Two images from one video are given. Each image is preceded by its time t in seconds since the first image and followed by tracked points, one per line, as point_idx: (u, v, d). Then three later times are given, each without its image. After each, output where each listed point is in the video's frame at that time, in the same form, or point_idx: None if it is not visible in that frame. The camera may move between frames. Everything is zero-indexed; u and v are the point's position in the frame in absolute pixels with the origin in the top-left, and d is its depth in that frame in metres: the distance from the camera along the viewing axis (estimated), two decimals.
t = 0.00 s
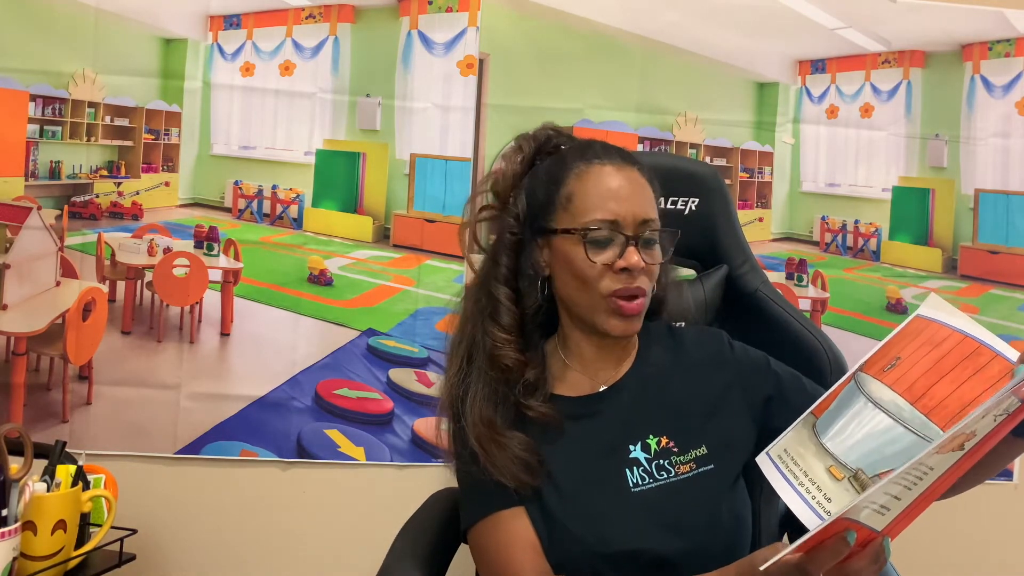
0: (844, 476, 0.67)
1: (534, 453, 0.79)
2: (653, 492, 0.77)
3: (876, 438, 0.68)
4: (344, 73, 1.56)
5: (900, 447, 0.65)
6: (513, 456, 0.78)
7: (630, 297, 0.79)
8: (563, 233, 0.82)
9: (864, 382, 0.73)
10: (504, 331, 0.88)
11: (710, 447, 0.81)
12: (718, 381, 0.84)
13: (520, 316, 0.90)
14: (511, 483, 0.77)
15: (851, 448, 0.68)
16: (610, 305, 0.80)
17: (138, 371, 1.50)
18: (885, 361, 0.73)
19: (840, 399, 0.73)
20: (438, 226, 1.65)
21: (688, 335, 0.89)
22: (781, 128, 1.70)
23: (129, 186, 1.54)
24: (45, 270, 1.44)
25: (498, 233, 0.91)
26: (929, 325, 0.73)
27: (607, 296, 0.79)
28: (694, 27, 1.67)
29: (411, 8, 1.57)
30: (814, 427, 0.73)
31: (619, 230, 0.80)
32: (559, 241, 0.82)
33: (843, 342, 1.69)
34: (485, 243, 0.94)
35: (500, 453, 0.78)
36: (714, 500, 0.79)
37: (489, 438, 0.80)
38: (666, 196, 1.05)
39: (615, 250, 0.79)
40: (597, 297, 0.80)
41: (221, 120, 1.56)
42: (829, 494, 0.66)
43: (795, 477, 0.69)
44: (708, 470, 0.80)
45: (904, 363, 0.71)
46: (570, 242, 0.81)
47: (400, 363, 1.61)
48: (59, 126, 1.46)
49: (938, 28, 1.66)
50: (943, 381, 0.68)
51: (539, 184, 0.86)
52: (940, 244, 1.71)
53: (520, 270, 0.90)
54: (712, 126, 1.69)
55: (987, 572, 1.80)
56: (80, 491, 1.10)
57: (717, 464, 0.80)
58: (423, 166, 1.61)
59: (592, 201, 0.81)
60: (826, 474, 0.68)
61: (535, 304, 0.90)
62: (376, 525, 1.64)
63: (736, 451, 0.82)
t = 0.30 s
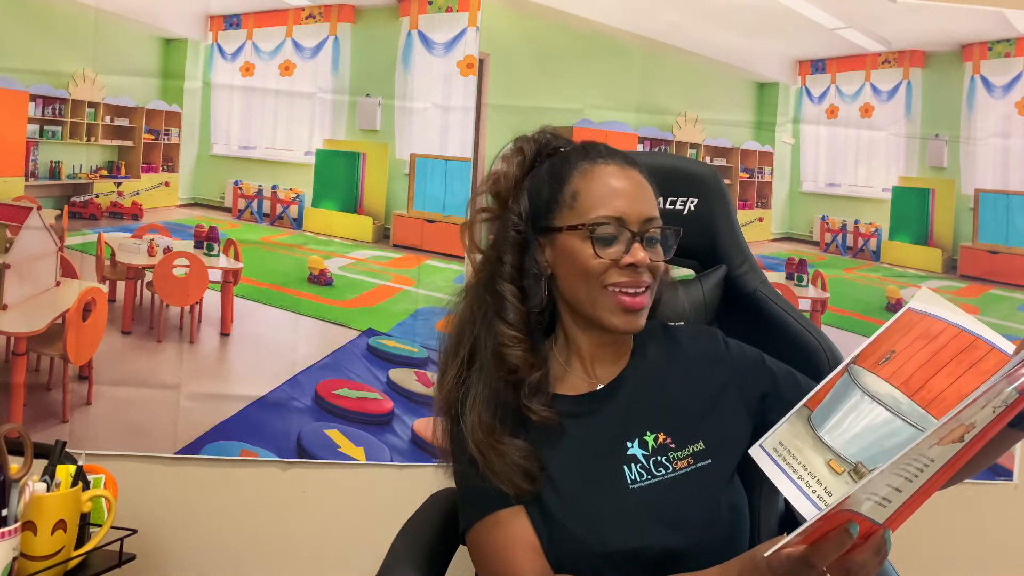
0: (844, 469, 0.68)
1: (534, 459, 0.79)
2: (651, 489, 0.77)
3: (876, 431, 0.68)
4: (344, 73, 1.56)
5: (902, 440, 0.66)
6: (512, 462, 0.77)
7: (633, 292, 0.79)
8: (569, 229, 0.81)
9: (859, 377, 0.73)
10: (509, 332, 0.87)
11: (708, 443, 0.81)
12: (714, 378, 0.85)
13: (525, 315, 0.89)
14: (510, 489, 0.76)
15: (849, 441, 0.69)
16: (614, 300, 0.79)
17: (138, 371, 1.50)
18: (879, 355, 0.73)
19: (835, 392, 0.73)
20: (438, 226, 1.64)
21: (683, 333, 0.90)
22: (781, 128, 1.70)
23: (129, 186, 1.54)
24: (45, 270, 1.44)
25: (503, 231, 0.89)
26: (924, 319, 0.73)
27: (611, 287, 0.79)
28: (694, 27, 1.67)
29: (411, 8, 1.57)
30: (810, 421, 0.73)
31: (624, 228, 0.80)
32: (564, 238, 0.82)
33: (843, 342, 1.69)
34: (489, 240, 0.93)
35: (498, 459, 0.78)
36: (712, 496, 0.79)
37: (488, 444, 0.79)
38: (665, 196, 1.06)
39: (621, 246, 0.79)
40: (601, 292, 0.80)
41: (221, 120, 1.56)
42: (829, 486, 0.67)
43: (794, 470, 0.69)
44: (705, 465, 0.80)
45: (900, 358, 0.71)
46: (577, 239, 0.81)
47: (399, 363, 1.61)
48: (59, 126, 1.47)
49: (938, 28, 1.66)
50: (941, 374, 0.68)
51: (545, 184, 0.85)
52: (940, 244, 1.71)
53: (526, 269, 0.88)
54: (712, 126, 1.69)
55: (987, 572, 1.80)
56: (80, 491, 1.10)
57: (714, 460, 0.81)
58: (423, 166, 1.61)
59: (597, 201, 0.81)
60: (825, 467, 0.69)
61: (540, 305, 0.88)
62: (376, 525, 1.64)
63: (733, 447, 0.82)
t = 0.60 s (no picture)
0: (846, 466, 0.68)
1: (534, 448, 0.79)
2: (653, 488, 0.77)
3: (876, 428, 0.69)
4: (344, 73, 1.56)
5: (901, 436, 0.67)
6: (513, 451, 0.78)
7: (613, 286, 0.79)
8: (550, 226, 0.82)
9: (858, 375, 0.73)
10: (502, 328, 0.88)
11: (708, 442, 0.81)
12: (714, 378, 0.85)
13: (517, 311, 0.91)
14: (510, 476, 0.76)
15: (851, 439, 0.69)
16: (593, 296, 0.79)
17: (138, 371, 1.50)
18: (878, 354, 0.73)
19: (834, 392, 0.73)
20: (438, 226, 1.64)
21: (682, 333, 0.90)
22: (781, 128, 1.70)
23: (129, 186, 1.54)
24: (45, 270, 1.44)
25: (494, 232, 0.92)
26: (922, 318, 0.72)
27: (591, 282, 0.80)
28: (693, 27, 1.67)
29: (411, 8, 1.57)
30: (810, 420, 0.73)
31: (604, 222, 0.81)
32: (546, 235, 0.83)
33: (843, 342, 1.69)
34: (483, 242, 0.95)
35: (499, 445, 0.78)
36: (713, 496, 0.79)
37: (488, 433, 0.80)
38: (665, 196, 1.06)
39: (599, 241, 0.80)
40: (579, 287, 0.80)
41: (221, 120, 1.56)
42: (831, 483, 0.67)
43: (796, 468, 0.70)
44: (707, 465, 0.80)
45: (899, 355, 0.71)
46: (556, 234, 0.81)
47: (399, 363, 1.61)
48: (59, 126, 1.47)
49: (938, 28, 1.66)
50: (938, 371, 0.68)
51: (532, 183, 0.86)
52: (940, 244, 1.71)
53: (516, 266, 0.90)
54: (712, 126, 1.69)
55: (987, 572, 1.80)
56: (80, 491, 1.10)
57: (715, 459, 0.81)
58: (423, 166, 1.61)
59: (579, 197, 0.81)
60: (827, 464, 0.69)
61: (531, 300, 0.90)
62: (376, 525, 1.64)
63: (734, 446, 0.82)
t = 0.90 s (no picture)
0: (845, 467, 0.67)
1: (531, 446, 0.80)
2: (653, 491, 0.77)
3: (875, 430, 0.67)
4: (344, 73, 1.56)
5: (901, 438, 0.64)
6: (511, 448, 0.79)
7: (594, 286, 0.80)
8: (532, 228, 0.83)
9: (857, 375, 0.73)
10: (498, 331, 0.90)
11: (708, 444, 0.81)
12: (713, 378, 0.85)
13: (509, 314, 0.92)
14: (510, 474, 0.77)
15: (851, 440, 0.68)
16: (576, 296, 0.80)
17: (138, 371, 1.50)
18: (875, 354, 0.74)
19: (831, 391, 0.74)
20: (438, 226, 1.64)
21: (680, 334, 0.90)
22: (781, 128, 1.70)
23: (129, 185, 1.54)
24: (45, 270, 1.45)
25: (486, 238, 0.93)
26: (918, 317, 0.73)
27: (573, 284, 0.80)
28: (693, 27, 1.67)
29: (411, 8, 1.57)
30: (807, 419, 0.73)
31: (583, 222, 0.81)
32: (531, 238, 0.83)
33: (843, 342, 1.69)
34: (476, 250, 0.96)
35: (500, 443, 0.79)
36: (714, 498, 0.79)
37: (486, 434, 0.81)
38: (665, 196, 1.05)
39: (579, 241, 0.80)
40: (563, 288, 0.80)
41: (221, 120, 1.56)
42: (831, 486, 0.66)
43: (795, 469, 0.69)
44: (707, 466, 0.80)
45: (897, 355, 0.71)
46: (538, 236, 0.82)
47: (399, 363, 1.61)
48: (59, 126, 1.47)
49: (939, 28, 1.66)
50: (939, 371, 0.67)
51: (520, 188, 0.87)
52: (940, 244, 1.71)
53: (507, 269, 0.91)
54: (712, 126, 1.69)
55: (987, 572, 1.80)
56: (80, 491, 1.10)
57: (715, 461, 0.81)
58: (423, 166, 1.61)
59: (564, 199, 0.82)
60: (826, 466, 0.68)
61: (522, 303, 0.91)
62: (376, 525, 1.64)
63: (733, 447, 0.82)
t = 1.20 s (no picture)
0: (845, 469, 0.67)
1: (529, 455, 0.79)
2: (652, 490, 0.77)
3: (877, 431, 0.68)
4: (344, 73, 1.56)
5: (900, 440, 0.65)
6: (508, 458, 0.78)
7: (620, 297, 0.80)
8: (556, 233, 0.81)
9: (858, 377, 0.73)
10: (502, 333, 0.88)
11: (707, 443, 0.81)
12: (712, 378, 0.85)
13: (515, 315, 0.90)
14: (508, 484, 0.77)
15: (852, 441, 0.69)
16: (601, 306, 0.80)
17: (138, 371, 1.50)
18: (877, 357, 0.73)
19: (834, 393, 0.73)
20: (438, 226, 1.64)
21: (679, 333, 0.90)
22: (781, 128, 1.70)
23: (129, 185, 1.54)
24: (45, 270, 1.44)
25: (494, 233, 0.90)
26: (921, 321, 0.73)
27: (597, 295, 0.80)
28: (693, 28, 1.67)
29: (411, 8, 1.57)
30: (810, 422, 0.73)
31: (613, 233, 0.80)
32: (552, 243, 0.82)
33: (843, 342, 1.69)
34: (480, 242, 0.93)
35: (500, 453, 0.78)
36: (713, 497, 0.79)
37: (484, 442, 0.80)
38: (665, 196, 1.05)
39: (609, 252, 0.79)
40: (589, 298, 0.80)
41: (221, 120, 1.56)
42: (832, 487, 0.67)
43: (795, 471, 0.69)
44: (706, 466, 0.80)
45: (898, 358, 0.71)
46: (565, 244, 0.81)
47: (399, 364, 1.61)
48: (59, 126, 1.47)
49: (939, 28, 1.66)
50: (940, 374, 0.67)
51: (536, 186, 0.85)
52: (940, 244, 1.71)
53: (515, 269, 0.89)
54: (712, 126, 1.69)
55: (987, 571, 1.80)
56: (80, 491, 1.10)
57: (713, 460, 0.81)
58: (423, 166, 1.61)
59: (587, 205, 0.81)
60: (827, 468, 0.69)
61: (530, 304, 0.88)
62: (376, 525, 1.64)
63: (732, 447, 0.82)
